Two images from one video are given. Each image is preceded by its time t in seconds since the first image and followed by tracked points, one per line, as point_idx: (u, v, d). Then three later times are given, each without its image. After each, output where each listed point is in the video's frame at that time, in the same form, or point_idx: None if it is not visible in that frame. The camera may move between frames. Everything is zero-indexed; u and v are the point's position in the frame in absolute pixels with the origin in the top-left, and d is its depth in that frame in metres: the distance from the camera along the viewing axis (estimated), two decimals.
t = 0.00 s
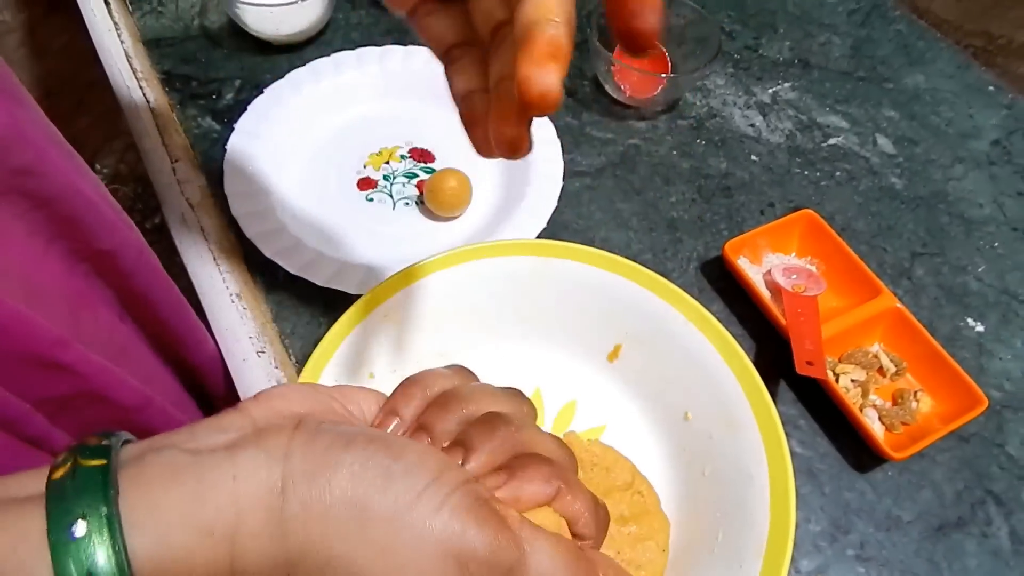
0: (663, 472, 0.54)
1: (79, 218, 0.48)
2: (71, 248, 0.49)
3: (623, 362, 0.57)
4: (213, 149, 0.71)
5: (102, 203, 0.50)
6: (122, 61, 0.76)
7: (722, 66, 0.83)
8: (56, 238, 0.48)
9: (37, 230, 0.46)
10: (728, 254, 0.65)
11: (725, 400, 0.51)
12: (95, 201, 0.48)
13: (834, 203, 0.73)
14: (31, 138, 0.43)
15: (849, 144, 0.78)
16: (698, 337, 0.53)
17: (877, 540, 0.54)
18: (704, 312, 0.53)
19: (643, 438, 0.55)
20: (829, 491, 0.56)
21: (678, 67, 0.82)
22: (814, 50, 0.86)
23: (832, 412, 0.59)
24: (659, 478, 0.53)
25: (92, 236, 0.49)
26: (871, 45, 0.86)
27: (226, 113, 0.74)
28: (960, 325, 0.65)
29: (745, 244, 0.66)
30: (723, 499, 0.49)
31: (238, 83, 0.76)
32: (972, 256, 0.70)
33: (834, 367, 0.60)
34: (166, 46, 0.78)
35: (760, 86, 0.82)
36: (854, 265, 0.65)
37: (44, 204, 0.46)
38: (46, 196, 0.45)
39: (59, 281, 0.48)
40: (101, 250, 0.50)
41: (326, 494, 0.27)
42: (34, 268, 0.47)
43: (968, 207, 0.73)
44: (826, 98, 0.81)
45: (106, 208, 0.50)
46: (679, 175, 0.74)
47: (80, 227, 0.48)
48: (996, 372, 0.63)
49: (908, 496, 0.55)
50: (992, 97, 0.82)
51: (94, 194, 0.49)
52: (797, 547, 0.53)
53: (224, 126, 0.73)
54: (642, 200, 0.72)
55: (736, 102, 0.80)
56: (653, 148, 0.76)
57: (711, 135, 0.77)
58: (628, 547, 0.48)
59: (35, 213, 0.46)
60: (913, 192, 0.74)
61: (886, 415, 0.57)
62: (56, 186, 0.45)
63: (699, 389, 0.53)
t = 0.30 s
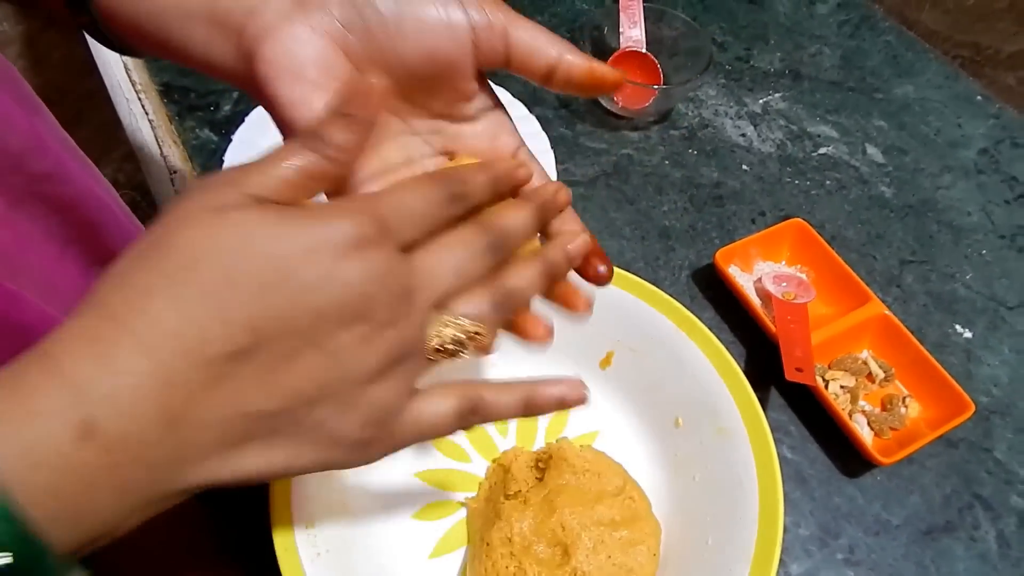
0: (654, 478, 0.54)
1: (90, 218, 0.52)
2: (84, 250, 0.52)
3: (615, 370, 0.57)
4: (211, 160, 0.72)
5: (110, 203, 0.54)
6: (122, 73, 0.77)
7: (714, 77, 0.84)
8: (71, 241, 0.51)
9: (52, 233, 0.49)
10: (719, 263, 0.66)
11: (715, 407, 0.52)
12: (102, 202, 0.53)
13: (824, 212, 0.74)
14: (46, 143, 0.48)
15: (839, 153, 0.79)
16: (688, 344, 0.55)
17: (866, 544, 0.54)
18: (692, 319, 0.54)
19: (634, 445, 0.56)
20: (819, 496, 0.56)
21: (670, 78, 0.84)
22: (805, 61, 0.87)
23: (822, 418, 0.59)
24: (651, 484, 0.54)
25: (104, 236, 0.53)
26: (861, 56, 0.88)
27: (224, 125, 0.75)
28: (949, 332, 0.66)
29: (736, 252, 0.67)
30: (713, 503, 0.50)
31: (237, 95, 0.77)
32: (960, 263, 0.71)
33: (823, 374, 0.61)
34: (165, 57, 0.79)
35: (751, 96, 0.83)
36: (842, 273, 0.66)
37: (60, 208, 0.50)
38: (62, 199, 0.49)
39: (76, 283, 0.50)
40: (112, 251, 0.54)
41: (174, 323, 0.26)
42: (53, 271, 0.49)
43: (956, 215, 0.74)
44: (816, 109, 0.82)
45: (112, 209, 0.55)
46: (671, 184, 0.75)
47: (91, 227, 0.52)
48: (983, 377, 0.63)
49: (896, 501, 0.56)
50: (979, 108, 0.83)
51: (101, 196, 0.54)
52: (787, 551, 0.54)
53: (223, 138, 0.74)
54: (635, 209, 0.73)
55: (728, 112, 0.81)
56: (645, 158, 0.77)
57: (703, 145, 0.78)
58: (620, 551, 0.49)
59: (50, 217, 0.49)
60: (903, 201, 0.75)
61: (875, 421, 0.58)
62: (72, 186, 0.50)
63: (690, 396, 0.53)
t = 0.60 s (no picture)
0: (645, 483, 0.54)
1: (90, 246, 0.48)
2: (82, 277, 0.48)
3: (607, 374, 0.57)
4: (205, 164, 0.72)
5: (111, 231, 0.50)
6: (114, 77, 0.77)
7: (707, 82, 0.84)
8: (68, 267, 0.47)
9: (48, 260, 0.46)
10: (710, 267, 0.66)
11: (705, 412, 0.52)
12: (103, 230, 0.49)
13: (816, 216, 0.74)
14: (37, 168, 0.44)
15: (831, 157, 0.79)
16: (676, 347, 0.55)
17: (857, 548, 0.55)
18: (682, 321, 0.54)
19: (626, 450, 0.56)
20: (809, 500, 0.57)
21: (663, 82, 0.84)
22: (797, 65, 0.87)
23: (813, 422, 0.60)
24: (642, 489, 0.54)
25: (104, 263, 0.49)
26: (853, 60, 0.88)
27: (216, 127, 0.76)
28: (939, 336, 0.66)
29: (727, 256, 0.67)
30: (704, 509, 0.50)
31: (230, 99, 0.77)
32: (951, 267, 0.71)
33: (814, 378, 0.61)
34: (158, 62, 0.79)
35: (743, 100, 0.83)
36: (834, 277, 0.66)
37: (57, 235, 0.46)
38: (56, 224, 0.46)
39: (71, 312, 0.47)
40: (112, 277, 0.50)
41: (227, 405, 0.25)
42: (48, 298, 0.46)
43: (947, 220, 0.75)
44: (808, 113, 0.83)
45: (113, 234, 0.50)
46: (664, 188, 0.75)
47: (91, 256, 0.48)
48: (974, 382, 0.64)
49: (887, 505, 0.56)
50: (971, 112, 0.84)
51: (100, 220, 0.50)
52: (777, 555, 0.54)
53: (215, 141, 0.74)
54: (627, 213, 0.73)
55: (720, 116, 0.82)
56: (638, 162, 0.77)
57: (696, 149, 0.79)
58: (609, 556, 0.50)
59: (47, 243, 0.46)
60: (894, 205, 0.75)
61: (865, 425, 0.58)
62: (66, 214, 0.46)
63: (682, 401, 0.54)
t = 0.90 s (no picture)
0: (637, 490, 0.54)
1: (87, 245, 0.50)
2: (80, 275, 0.50)
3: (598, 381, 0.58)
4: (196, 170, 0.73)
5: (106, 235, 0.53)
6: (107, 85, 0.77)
7: (700, 86, 0.84)
8: (68, 264, 0.49)
9: (48, 259, 0.48)
10: (703, 272, 0.66)
11: (696, 419, 0.52)
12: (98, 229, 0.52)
13: (808, 221, 0.74)
14: (37, 170, 0.46)
15: (823, 161, 0.79)
16: (668, 353, 0.55)
17: (849, 554, 0.55)
18: (673, 327, 0.55)
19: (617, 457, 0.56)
20: (801, 505, 0.57)
21: (655, 87, 0.84)
22: (790, 69, 0.87)
23: (805, 427, 0.60)
24: (633, 496, 0.54)
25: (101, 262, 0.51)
26: (846, 64, 0.88)
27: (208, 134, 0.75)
28: (932, 340, 0.66)
29: (719, 261, 0.67)
30: (694, 515, 0.50)
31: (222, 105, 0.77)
32: (943, 272, 0.71)
33: (806, 384, 0.61)
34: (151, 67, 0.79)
35: (736, 105, 0.83)
36: (827, 283, 0.66)
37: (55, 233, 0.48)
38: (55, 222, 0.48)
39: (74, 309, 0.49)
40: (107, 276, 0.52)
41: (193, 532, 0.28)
42: (49, 293, 0.47)
43: (939, 224, 0.75)
44: (801, 117, 0.83)
45: (103, 235, 0.53)
46: (657, 194, 0.75)
47: (87, 255, 0.50)
48: (966, 386, 0.64)
49: (879, 510, 0.56)
50: (963, 116, 0.84)
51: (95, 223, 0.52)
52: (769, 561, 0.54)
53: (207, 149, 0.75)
54: (620, 218, 0.73)
55: (713, 120, 0.82)
56: (631, 167, 0.77)
57: (688, 154, 0.79)
58: (601, 564, 0.50)
59: (46, 241, 0.48)
60: (886, 209, 0.76)
61: (857, 430, 0.58)
62: (67, 213, 0.49)
63: (673, 408, 0.54)
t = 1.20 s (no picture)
0: (632, 503, 0.54)
1: (76, 226, 0.54)
2: (69, 253, 0.54)
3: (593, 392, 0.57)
4: (191, 178, 0.72)
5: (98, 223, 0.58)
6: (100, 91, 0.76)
7: (696, 92, 0.84)
8: (58, 243, 0.53)
9: (39, 235, 0.52)
10: (698, 281, 0.66)
11: (691, 430, 0.52)
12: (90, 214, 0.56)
13: (805, 228, 0.74)
14: (30, 150, 0.51)
15: (819, 168, 0.79)
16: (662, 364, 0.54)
17: (845, 566, 0.54)
18: (667, 339, 0.54)
19: (612, 469, 0.55)
20: (797, 517, 0.56)
21: (652, 93, 0.84)
22: (787, 75, 0.87)
23: (801, 439, 0.59)
24: (628, 509, 0.54)
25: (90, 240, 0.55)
26: (842, 70, 0.88)
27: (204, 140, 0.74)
28: (928, 349, 0.66)
29: (715, 270, 0.67)
30: (689, 528, 0.49)
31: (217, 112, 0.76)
32: (940, 279, 0.71)
33: (802, 394, 0.60)
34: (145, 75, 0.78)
35: (732, 111, 0.83)
36: (823, 291, 0.66)
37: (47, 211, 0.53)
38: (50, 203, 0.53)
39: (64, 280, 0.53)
40: (96, 259, 0.56)
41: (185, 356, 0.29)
42: (38, 262, 0.51)
43: (936, 231, 0.74)
44: (798, 123, 0.83)
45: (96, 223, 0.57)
46: (653, 201, 0.75)
47: (78, 234, 0.54)
48: (963, 396, 0.63)
49: (875, 522, 0.56)
50: (961, 122, 0.83)
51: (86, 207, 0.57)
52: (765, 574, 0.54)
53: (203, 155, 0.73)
54: (616, 226, 0.73)
55: (709, 127, 0.81)
56: (627, 174, 0.77)
57: (684, 160, 0.78)
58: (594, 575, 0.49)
59: (38, 218, 0.52)
60: (883, 216, 0.75)
61: (853, 441, 0.58)
62: (61, 194, 0.53)
63: (668, 419, 0.53)
